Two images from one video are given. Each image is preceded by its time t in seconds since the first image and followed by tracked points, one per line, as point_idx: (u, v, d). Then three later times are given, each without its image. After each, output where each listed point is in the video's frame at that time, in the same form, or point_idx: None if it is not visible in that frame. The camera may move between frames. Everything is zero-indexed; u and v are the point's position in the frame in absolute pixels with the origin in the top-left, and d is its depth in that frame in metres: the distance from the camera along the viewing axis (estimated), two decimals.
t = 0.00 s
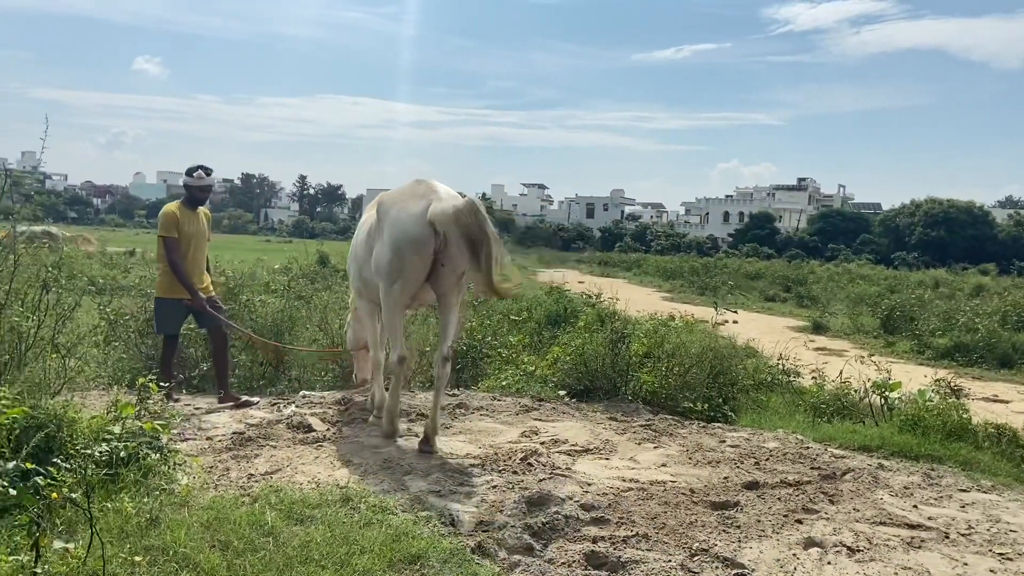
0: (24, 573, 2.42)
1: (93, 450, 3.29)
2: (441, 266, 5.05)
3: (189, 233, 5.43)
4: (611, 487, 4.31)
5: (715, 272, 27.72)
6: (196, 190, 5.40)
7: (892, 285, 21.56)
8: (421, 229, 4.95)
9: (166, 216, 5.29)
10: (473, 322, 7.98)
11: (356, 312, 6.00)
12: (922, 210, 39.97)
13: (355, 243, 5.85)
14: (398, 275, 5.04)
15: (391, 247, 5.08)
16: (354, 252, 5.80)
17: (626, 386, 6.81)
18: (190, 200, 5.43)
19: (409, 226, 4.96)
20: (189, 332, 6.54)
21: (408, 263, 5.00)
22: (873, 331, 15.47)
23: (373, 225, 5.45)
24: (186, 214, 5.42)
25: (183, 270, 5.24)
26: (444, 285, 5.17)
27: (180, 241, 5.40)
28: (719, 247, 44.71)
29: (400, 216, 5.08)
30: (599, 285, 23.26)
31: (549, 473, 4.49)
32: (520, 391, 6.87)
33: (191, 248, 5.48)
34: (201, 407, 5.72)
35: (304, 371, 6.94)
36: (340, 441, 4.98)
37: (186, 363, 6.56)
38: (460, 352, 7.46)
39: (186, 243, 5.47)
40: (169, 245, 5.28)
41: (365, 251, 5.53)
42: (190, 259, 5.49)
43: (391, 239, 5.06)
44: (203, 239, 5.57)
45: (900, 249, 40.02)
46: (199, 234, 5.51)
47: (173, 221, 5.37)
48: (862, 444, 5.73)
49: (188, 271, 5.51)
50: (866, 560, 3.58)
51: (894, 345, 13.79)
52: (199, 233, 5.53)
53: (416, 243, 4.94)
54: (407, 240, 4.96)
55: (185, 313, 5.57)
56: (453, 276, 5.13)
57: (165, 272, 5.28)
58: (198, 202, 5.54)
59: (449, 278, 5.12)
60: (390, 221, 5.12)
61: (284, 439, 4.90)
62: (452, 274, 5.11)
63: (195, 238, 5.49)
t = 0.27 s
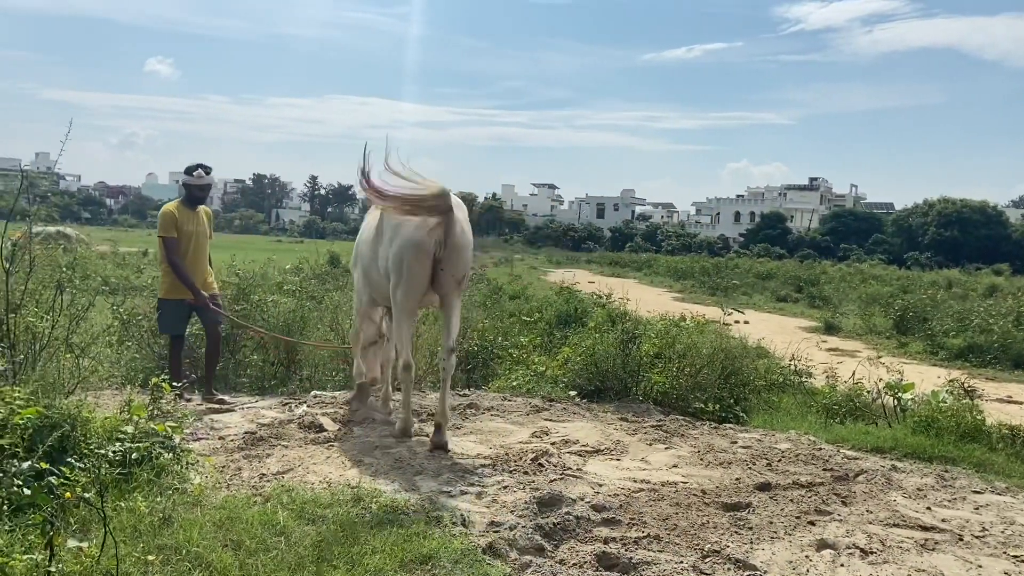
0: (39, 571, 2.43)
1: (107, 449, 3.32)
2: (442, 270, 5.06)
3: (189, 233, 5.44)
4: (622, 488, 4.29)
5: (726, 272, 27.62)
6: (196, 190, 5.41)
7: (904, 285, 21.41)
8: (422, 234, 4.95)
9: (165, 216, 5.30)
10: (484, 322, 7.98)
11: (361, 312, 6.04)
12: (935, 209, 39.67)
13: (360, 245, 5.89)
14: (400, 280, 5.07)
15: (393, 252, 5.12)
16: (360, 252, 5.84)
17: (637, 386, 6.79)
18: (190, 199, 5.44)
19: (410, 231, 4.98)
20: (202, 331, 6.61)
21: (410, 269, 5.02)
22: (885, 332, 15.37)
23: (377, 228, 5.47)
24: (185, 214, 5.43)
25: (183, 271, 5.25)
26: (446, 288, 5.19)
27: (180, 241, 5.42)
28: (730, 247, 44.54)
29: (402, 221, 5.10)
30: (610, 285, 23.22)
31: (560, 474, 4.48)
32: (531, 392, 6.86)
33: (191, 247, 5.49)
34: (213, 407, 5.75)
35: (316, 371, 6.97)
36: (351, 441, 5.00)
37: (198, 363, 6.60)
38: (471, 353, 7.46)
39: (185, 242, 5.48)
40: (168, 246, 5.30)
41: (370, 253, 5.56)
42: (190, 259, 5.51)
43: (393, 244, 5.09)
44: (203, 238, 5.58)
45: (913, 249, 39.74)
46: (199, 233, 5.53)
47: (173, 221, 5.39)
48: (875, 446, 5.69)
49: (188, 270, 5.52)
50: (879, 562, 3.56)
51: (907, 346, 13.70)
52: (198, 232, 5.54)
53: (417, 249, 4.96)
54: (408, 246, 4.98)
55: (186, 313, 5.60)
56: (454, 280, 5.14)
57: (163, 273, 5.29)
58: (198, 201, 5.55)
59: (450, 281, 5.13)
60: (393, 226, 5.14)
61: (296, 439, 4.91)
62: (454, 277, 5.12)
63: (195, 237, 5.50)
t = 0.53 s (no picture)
0: (52, 569, 2.44)
1: (119, 447, 3.33)
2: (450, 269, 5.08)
3: (192, 234, 5.42)
4: (632, 487, 4.29)
5: (736, 271, 27.52)
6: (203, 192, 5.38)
7: (916, 284, 21.28)
8: (432, 233, 4.96)
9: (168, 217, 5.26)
10: (493, 321, 7.99)
11: (365, 306, 6.06)
12: (947, 208, 39.41)
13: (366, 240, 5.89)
14: (407, 277, 5.09)
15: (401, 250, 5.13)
16: (366, 248, 5.85)
17: (647, 385, 6.77)
18: (194, 200, 5.40)
19: (420, 230, 4.99)
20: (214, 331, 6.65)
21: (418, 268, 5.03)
22: (897, 331, 15.29)
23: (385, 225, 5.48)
24: (189, 215, 5.40)
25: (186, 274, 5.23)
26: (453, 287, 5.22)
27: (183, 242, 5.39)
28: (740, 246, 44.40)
29: (412, 220, 5.11)
30: (619, 285, 23.20)
31: (570, 473, 4.47)
32: (540, 391, 6.86)
33: (195, 248, 5.47)
34: (224, 405, 5.77)
35: (325, 370, 6.98)
36: (361, 440, 5.01)
37: (209, 362, 6.60)
38: (480, 352, 7.47)
39: (188, 243, 5.46)
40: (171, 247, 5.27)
41: (377, 249, 5.58)
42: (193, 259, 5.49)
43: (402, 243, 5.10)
44: (206, 239, 5.55)
45: (924, 248, 39.49)
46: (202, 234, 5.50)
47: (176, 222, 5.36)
48: (887, 446, 5.66)
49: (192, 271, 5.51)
50: (891, 562, 3.54)
51: (918, 346, 13.62)
52: (202, 233, 5.51)
53: (426, 248, 4.97)
54: (418, 244, 4.99)
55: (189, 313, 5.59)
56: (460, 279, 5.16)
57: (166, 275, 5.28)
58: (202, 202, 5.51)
59: (458, 280, 5.16)
60: (402, 224, 5.14)
61: (306, 437, 4.92)
62: (462, 277, 5.14)
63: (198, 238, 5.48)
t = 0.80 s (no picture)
0: (61, 565, 2.44)
1: (128, 445, 3.35)
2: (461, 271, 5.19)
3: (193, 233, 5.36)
4: (639, 486, 4.28)
5: (743, 270, 27.44)
6: (208, 191, 5.36)
7: (925, 283, 21.18)
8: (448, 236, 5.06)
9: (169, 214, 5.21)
10: (500, 320, 7.98)
11: (367, 305, 6.10)
12: (957, 206, 39.19)
13: (370, 240, 5.94)
14: (421, 277, 5.15)
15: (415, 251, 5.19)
16: (370, 248, 5.90)
17: (654, 384, 6.76)
18: (198, 197, 5.36)
19: (437, 233, 5.08)
20: (221, 328, 6.68)
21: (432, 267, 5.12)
22: (905, 330, 15.22)
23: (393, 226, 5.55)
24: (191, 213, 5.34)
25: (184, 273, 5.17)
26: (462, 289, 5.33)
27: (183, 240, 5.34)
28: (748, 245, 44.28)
29: (425, 222, 5.21)
30: (626, 283, 23.17)
31: (578, 471, 4.47)
32: (547, 389, 6.85)
33: (195, 247, 5.42)
34: (231, 403, 5.79)
35: (332, 368, 7.00)
36: (368, 438, 5.01)
37: (216, 359, 6.66)
38: (487, 351, 7.48)
39: (189, 241, 5.39)
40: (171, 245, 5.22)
41: (384, 249, 5.63)
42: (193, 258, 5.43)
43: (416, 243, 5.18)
44: (207, 239, 5.49)
45: (933, 246, 39.28)
46: (204, 233, 5.44)
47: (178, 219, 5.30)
48: (895, 445, 5.63)
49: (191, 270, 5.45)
50: (900, 562, 3.52)
51: (927, 345, 13.55)
52: (204, 232, 5.45)
53: (441, 249, 5.07)
54: (433, 245, 5.08)
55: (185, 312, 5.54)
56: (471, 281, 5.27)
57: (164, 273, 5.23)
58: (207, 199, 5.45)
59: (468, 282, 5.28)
60: (415, 225, 5.23)
61: (313, 435, 4.94)
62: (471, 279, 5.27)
63: (200, 237, 5.42)
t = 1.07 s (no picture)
0: (66, 562, 2.48)
1: (134, 442, 3.37)
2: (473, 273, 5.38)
3: (195, 225, 5.33)
4: (644, 485, 4.27)
5: (748, 268, 27.37)
6: (214, 182, 5.36)
7: (930, 282, 21.10)
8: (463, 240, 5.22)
9: (171, 205, 5.18)
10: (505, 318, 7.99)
11: (370, 302, 6.18)
12: (963, 205, 39.03)
13: (373, 239, 6.00)
14: (435, 279, 5.31)
15: (428, 255, 5.32)
16: (372, 247, 5.96)
17: (659, 383, 6.75)
18: (201, 188, 5.34)
19: (452, 238, 5.23)
20: (226, 326, 6.70)
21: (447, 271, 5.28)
22: (911, 329, 15.17)
23: (400, 227, 5.64)
24: (193, 204, 5.32)
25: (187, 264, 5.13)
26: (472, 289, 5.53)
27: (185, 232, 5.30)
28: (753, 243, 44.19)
29: (439, 226, 5.32)
30: (631, 281, 23.15)
31: (582, 470, 4.47)
32: (552, 387, 6.85)
33: (197, 239, 5.38)
34: (236, 401, 5.80)
35: (337, 366, 7.01)
36: (373, 436, 5.02)
37: (222, 357, 6.71)
38: (492, 349, 7.48)
39: (191, 234, 5.36)
40: (173, 236, 5.18)
41: (390, 249, 5.71)
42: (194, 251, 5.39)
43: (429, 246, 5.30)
44: (208, 231, 5.46)
45: (940, 245, 39.13)
46: (205, 225, 5.41)
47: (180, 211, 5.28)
48: (901, 444, 5.61)
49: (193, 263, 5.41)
50: (904, 561, 3.51)
51: (933, 343, 13.50)
52: (206, 224, 5.43)
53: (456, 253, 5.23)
54: (448, 250, 5.23)
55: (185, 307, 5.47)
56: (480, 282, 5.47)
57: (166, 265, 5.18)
58: (209, 192, 5.43)
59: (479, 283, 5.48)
60: (428, 229, 5.34)
61: (318, 433, 4.95)
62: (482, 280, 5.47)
63: (202, 229, 5.40)
